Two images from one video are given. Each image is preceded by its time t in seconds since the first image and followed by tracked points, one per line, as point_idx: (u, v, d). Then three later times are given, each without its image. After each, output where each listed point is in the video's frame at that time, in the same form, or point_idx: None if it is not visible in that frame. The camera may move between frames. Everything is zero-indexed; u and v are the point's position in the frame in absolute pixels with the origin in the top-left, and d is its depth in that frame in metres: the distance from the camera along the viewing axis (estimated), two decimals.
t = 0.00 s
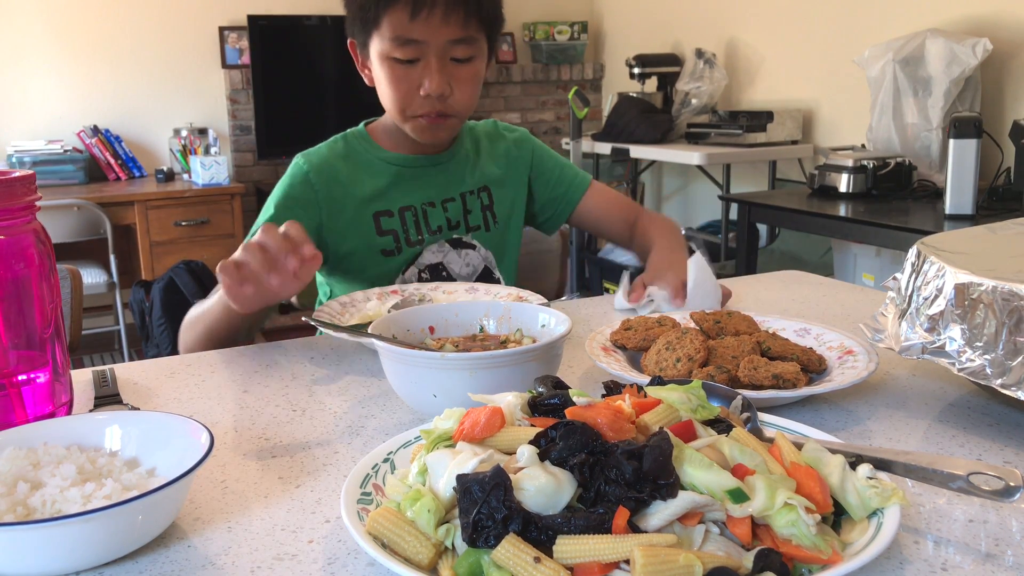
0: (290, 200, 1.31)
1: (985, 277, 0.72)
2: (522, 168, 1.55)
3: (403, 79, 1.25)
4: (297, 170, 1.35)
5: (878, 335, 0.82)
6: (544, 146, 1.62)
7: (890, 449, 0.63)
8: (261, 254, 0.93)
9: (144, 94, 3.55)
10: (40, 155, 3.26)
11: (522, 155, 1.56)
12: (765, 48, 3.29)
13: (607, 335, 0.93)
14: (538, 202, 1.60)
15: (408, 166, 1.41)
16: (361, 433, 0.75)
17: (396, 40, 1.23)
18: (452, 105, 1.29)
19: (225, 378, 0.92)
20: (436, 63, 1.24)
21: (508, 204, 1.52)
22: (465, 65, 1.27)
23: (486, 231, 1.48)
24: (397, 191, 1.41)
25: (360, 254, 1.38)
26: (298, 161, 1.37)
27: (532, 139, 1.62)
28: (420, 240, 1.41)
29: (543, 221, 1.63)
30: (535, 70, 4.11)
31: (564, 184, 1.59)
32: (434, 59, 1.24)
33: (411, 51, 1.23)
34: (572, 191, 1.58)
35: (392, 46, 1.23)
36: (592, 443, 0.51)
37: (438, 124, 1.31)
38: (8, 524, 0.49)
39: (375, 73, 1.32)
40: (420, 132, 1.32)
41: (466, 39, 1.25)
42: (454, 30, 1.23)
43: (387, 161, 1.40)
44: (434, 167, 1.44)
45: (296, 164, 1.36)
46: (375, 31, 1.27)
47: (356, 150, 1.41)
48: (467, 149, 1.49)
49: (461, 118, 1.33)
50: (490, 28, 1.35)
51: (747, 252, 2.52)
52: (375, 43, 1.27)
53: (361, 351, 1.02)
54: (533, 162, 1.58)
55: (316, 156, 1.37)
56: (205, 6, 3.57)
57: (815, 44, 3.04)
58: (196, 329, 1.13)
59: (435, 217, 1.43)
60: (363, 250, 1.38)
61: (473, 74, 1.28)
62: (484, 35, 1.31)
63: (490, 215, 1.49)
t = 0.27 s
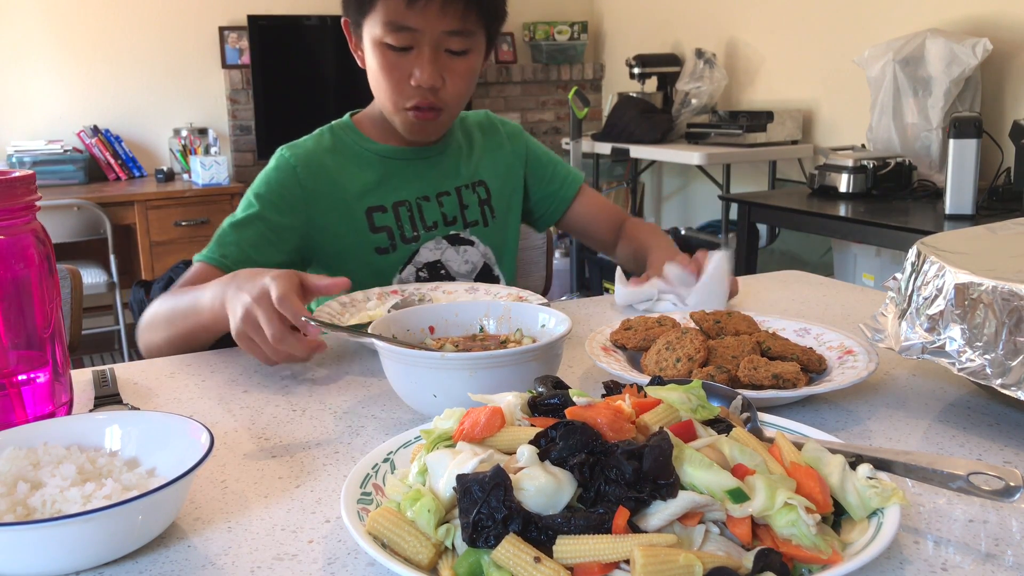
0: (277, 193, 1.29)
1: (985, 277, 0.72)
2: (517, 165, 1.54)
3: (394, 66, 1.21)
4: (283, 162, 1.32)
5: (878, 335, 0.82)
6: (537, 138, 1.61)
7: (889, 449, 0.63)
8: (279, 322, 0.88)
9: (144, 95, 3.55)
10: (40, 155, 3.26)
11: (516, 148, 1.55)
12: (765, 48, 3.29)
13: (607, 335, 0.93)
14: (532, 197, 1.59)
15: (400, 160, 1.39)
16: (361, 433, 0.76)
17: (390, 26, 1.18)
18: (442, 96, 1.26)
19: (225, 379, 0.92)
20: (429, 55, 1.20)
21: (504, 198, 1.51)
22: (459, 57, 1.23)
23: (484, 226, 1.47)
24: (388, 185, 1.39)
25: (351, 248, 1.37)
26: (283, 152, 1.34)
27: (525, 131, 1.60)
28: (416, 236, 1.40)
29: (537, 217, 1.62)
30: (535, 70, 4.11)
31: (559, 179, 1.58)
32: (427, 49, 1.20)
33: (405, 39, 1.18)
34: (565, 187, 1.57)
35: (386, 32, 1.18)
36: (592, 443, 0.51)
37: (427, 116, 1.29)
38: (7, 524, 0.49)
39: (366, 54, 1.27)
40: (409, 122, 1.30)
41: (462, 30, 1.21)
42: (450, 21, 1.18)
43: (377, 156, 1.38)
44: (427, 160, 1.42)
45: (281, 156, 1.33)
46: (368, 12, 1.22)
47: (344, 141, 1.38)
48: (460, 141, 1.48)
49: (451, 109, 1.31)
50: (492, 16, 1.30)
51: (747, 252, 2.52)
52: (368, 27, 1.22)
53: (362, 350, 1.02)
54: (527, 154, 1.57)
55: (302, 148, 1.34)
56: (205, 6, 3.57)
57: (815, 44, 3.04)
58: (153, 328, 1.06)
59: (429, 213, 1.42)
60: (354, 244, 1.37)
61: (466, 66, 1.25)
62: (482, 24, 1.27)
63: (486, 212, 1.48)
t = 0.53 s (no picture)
0: (258, 181, 1.27)
1: (985, 277, 0.72)
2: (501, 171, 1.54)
3: (385, 54, 1.20)
4: (268, 151, 1.31)
5: (877, 335, 0.82)
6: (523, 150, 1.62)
7: (890, 449, 0.63)
8: (300, 328, 0.82)
9: (144, 95, 3.55)
10: (40, 155, 3.27)
11: (502, 156, 1.55)
12: (765, 48, 3.29)
13: (607, 335, 0.93)
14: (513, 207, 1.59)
15: (384, 158, 1.39)
16: (361, 433, 0.76)
17: (380, 14, 1.17)
18: (434, 85, 1.24)
19: (225, 379, 0.92)
20: (421, 41, 1.19)
21: (486, 204, 1.51)
22: (451, 45, 1.22)
23: (464, 232, 1.46)
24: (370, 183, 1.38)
25: (327, 244, 1.35)
26: (268, 142, 1.33)
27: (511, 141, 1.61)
28: (396, 237, 1.39)
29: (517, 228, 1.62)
30: (534, 70, 4.11)
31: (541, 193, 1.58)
32: (418, 36, 1.18)
33: (395, 26, 1.17)
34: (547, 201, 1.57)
35: (375, 20, 1.17)
36: (592, 442, 0.51)
37: (420, 106, 1.26)
38: (7, 524, 0.49)
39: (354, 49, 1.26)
40: (401, 114, 1.26)
41: (453, 20, 1.20)
42: (441, 9, 1.17)
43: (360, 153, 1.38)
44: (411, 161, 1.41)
45: (265, 145, 1.32)
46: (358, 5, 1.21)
47: (329, 136, 1.38)
48: (446, 144, 1.48)
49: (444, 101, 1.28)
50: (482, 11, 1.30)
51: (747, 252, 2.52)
52: (358, 16, 1.21)
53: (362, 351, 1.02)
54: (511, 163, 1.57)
55: (287, 140, 1.34)
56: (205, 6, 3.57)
57: (815, 44, 3.04)
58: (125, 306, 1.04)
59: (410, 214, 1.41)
60: (331, 241, 1.35)
61: (459, 55, 1.23)
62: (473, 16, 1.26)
63: (468, 217, 1.47)
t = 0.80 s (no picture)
0: (249, 192, 1.28)
1: (985, 277, 0.72)
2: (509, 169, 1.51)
3: (380, 63, 1.17)
4: (259, 159, 1.31)
5: (878, 335, 0.82)
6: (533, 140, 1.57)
7: (890, 449, 0.63)
8: (321, 343, 0.88)
9: (144, 95, 3.55)
10: (40, 155, 3.27)
11: (508, 152, 1.51)
12: (765, 48, 3.29)
13: (607, 335, 0.93)
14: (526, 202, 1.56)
15: (378, 164, 1.37)
16: (361, 433, 0.76)
17: (370, 21, 1.13)
18: (431, 91, 1.22)
19: (225, 378, 0.92)
20: (414, 46, 1.15)
21: (490, 206, 1.48)
22: (446, 49, 1.19)
23: (463, 239, 1.43)
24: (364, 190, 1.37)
25: (322, 253, 1.35)
26: (260, 148, 1.33)
27: (521, 133, 1.56)
28: (387, 247, 1.37)
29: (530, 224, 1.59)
30: (534, 70, 4.11)
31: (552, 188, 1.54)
32: (411, 42, 1.15)
33: (387, 34, 1.14)
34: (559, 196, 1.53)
35: (365, 27, 1.14)
36: (592, 442, 0.51)
37: (416, 112, 1.24)
38: (8, 524, 0.49)
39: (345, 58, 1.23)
40: (396, 120, 1.25)
41: (447, 22, 1.16)
42: (435, 10, 1.13)
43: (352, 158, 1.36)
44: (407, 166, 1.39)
45: (257, 152, 1.32)
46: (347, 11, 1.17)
47: (323, 141, 1.37)
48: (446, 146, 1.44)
49: (442, 105, 1.27)
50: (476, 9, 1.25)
51: (747, 252, 2.52)
52: (348, 23, 1.17)
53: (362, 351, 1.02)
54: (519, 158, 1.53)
55: (279, 146, 1.33)
56: (206, 6, 3.57)
57: (815, 44, 3.03)
58: (131, 324, 1.05)
59: (405, 222, 1.39)
60: (328, 249, 1.35)
61: (455, 59, 1.20)
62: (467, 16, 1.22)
63: (468, 221, 1.44)
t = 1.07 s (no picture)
0: (250, 194, 1.27)
1: (985, 277, 0.72)
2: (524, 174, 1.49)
3: (395, 81, 1.13)
4: (261, 159, 1.30)
5: (878, 336, 0.82)
6: (551, 138, 1.55)
7: (890, 449, 0.63)
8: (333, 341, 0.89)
9: (145, 95, 3.55)
10: (40, 155, 3.27)
11: (524, 153, 1.50)
12: (765, 48, 3.29)
13: (607, 336, 0.93)
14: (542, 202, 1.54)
15: (384, 168, 1.36)
16: (361, 433, 0.75)
17: (380, 38, 1.08)
18: (449, 107, 1.17)
19: (225, 378, 0.92)
20: (429, 63, 1.10)
21: (503, 213, 1.47)
22: (462, 59, 1.13)
23: (474, 247, 1.43)
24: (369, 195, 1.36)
25: (322, 258, 1.35)
26: (263, 145, 1.32)
27: (539, 130, 1.54)
28: (394, 257, 1.37)
29: (546, 225, 1.57)
30: (534, 70, 4.11)
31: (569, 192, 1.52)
32: (425, 57, 1.09)
33: (399, 50, 1.08)
34: (575, 200, 1.50)
35: (375, 44, 1.09)
36: (592, 443, 0.51)
37: (434, 126, 1.21)
38: (8, 524, 0.49)
39: (356, 72, 1.18)
40: (414, 136, 1.22)
41: (463, 30, 1.10)
42: (448, 22, 1.07)
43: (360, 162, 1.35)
44: (418, 173, 1.38)
45: (259, 150, 1.31)
46: (355, 25, 1.11)
47: (329, 141, 1.36)
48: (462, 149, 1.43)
49: (462, 115, 1.22)
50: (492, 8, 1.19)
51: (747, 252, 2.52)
52: (357, 40, 1.12)
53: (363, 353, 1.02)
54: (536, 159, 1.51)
55: (282, 145, 1.32)
56: (205, 6, 3.57)
57: (815, 44, 3.04)
58: (122, 325, 1.06)
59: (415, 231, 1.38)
60: (331, 253, 1.35)
61: (471, 68, 1.15)
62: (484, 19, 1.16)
63: (480, 229, 1.43)
